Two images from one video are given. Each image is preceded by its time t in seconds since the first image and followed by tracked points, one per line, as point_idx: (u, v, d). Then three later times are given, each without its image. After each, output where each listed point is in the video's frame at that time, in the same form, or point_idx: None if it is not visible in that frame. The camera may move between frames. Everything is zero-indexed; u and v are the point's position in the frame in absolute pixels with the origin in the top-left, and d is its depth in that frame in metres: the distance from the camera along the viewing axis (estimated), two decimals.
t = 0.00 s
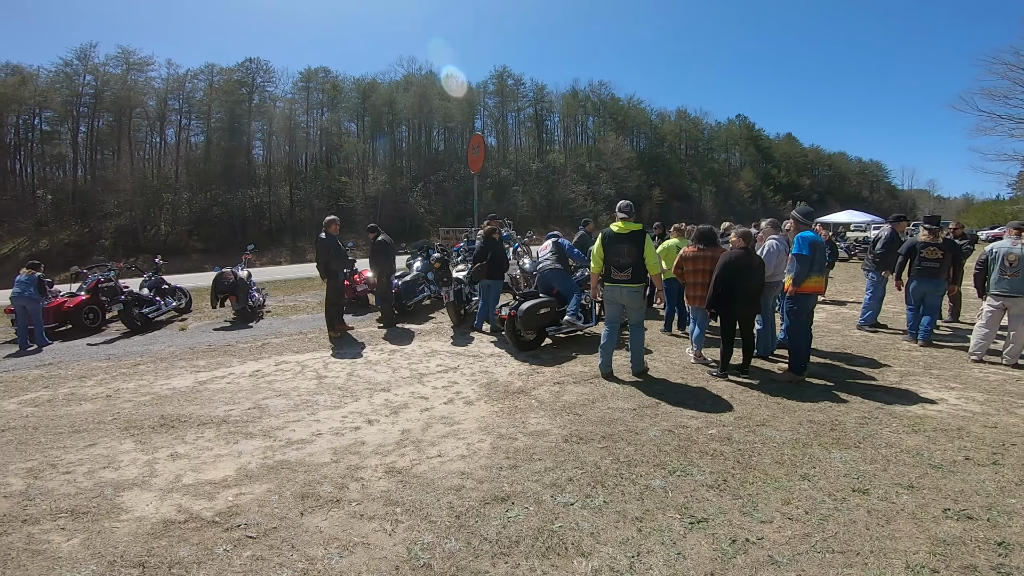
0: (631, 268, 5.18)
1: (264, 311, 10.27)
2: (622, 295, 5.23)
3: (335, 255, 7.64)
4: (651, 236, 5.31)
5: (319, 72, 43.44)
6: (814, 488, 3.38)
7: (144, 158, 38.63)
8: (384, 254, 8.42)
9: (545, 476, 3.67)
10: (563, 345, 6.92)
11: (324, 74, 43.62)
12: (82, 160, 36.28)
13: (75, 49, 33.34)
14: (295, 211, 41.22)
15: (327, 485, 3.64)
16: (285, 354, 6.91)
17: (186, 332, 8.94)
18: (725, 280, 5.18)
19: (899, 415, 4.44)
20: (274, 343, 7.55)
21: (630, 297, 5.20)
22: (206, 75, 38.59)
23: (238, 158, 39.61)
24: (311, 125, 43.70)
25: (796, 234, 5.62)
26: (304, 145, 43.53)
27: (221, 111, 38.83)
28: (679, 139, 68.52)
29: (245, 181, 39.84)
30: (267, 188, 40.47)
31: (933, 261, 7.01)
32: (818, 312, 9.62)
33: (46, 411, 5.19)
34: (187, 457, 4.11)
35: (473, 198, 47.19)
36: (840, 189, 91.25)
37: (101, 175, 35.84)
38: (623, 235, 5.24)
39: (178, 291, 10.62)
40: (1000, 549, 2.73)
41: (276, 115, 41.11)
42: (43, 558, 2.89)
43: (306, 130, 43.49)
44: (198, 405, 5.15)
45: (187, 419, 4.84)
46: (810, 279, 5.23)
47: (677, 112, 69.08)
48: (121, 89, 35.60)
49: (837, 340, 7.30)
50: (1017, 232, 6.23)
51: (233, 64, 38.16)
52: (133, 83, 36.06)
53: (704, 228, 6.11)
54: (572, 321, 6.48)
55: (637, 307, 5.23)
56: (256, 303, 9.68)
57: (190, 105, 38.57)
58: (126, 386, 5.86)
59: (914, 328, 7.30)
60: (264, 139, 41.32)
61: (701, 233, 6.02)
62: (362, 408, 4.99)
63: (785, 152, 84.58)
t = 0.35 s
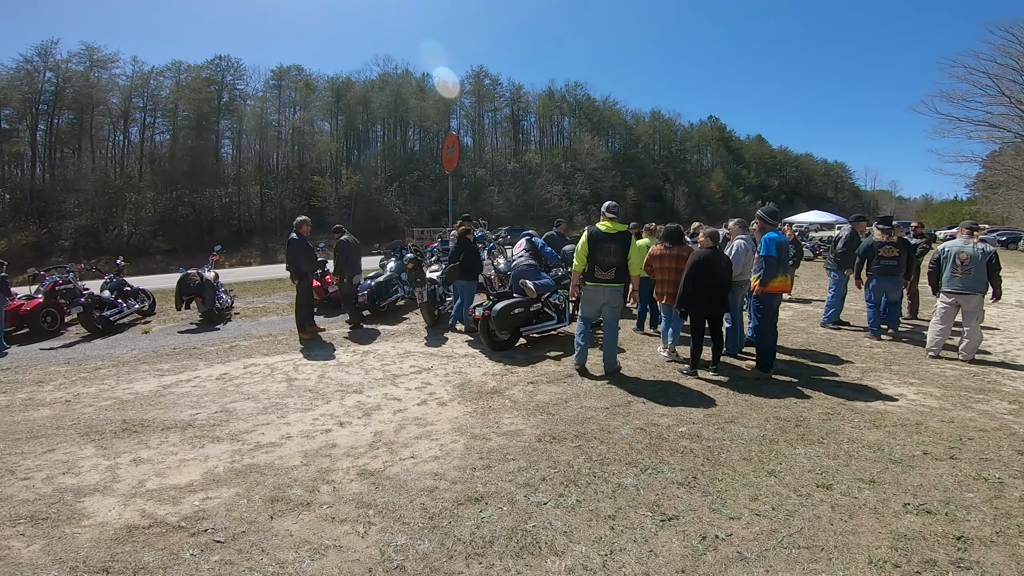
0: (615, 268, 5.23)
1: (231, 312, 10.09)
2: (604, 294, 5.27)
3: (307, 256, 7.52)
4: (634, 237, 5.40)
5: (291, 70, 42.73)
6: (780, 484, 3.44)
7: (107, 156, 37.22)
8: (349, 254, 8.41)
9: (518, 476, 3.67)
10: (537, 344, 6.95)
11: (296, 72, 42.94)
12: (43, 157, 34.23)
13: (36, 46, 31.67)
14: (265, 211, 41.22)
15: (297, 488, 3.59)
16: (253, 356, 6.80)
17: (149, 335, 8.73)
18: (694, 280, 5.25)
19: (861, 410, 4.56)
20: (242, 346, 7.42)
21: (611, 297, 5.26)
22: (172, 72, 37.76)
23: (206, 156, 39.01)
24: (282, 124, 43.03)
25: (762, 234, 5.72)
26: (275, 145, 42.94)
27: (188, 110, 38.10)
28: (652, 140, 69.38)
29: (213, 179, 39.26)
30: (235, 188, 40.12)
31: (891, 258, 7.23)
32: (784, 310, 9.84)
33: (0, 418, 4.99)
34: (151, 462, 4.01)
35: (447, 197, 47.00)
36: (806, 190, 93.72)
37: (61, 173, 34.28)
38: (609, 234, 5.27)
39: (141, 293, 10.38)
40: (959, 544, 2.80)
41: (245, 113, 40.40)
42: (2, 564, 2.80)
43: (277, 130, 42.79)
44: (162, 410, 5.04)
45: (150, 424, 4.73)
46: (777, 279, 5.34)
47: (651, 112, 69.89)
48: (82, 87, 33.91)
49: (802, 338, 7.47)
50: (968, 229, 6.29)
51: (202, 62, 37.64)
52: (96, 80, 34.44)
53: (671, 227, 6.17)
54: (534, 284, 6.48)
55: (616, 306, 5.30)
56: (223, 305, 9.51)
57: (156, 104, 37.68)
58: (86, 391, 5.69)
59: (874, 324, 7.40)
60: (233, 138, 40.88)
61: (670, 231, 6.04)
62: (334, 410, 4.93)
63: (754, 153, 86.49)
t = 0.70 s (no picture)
0: (592, 266, 5.25)
1: (204, 312, 9.94)
2: (581, 293, 5.29)
3: (282, 254, 7.48)
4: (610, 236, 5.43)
5: (270, 66, 42.42)
6: (751, 482, 3.48)
7: (74, 153, 35.77)
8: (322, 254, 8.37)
9: (493, 475, 3.68)
10: (515, 343, 6.96)
11: (274, 68, 42.66)
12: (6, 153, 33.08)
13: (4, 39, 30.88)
14: (241, 210, 40.33)
15: (268, 489, 3.56)
16: (226, 356, 6.74)
17: (118, 335, 8.60)
18: (669, 279, 5.30)
19: (829, 408, 4.63)
20: (215, 346, 7.35)
21: (588, 295, 5.30)
22: (144, 67, 36.72)
23: (180, 150, 37.62)
24: (260, 121, 42.47)
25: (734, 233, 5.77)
26: (252, 141, 42.25)
27: (161, 106, 37.05)
28: (633, 139, 69.92)
29: (184, 176, 37.82)
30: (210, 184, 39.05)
31: (862, 257, 7.38)
32: (757, 308, 9.99)
33: None
34: (117, 464, 3.95)
35: (428, 196, 46.62)
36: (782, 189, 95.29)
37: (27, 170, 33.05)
38: (585, 233, 5.30)
39: (110, 292, 10.23)
40: (921, 540, 2.85)
41: (222, 110, 39.56)
42: None
43: (254, 125, 42.09)
44: (129, 411, 4.97)
45: (117, 425, 4.66)
46: (748, 278, 5.41)
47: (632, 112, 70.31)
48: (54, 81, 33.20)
49: (775, 335, 7.58)
50: (932, 229, 6.39)
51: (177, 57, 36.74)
52: (68, 75, 33.81)
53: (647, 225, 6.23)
54: (496, 280, 6.57)
55: (593, 304, 5.33)
56: (195, 304, 9.41)
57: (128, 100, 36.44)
58: (50, 393, 5.58)
59: (844, 322, 7.50)
60: (209, 135, 39.77)
61: (645, 230, 6.07)
62: (307, 410, 4.90)
63: (732, 153, 87.62)
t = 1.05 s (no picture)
0: (562, 262, 5.28)
1: (169, 311, 9.77)
2: (553, 289, 5.32)
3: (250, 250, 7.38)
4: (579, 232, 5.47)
5: (241, 61, 42.01)
6: (717, 476, 3.53)
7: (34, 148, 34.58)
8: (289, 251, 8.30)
9: (463, 472, 3.68)
10: (489, 339, 6.98)
11: (247, 63, 42.23)
12: None
13: None
14: (211, 205, 39.55)
15: (233, 489, 3.52)
16: (192, 355, 6.65)
17: (78, 334, 8.42)
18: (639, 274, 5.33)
19: (794, 402, 4.71)
20: (180, 344, 7.24)
21: (560, 290, 5.32)
22: (109, 61, 36.01)
23: (146, 146, 37.02)
24: (231, 116, 41.87)
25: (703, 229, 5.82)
26: (223, 136, 41.56)
27: (127, 100, 36.36)
28: (609, 137, 70.47)
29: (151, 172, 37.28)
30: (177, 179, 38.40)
31: (836, 255, 7.53)
32: (727, 303, 10.13)
33: None
34: (76, 465, 3.88)
35: (403, 192, 46.19)
36: (753, 187, 97.11)
37: None
38: (555, 230, 5.32)
39: (70, 291, 9.99)
40: (880, 534, 2.91)
41: (190, 105, 39.12)
42: None
43: (224, 120, 41.37)
44: (89, 412, 4.87)
45: (76, 426, 4.56)
46: (716, 274, 5.46)
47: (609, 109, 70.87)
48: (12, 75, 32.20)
49: (744, 330, 7.71)
50: (892, 225, 6.61)
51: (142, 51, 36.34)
52: (26, 68, 32.90)
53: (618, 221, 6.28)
54: (461, 275, 6.60)
55: (565, 300, 5.36)
56: (160, 302, 9.26)
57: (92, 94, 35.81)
58: (6, 394, 5.45)
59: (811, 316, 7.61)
60: (176, 129, 39.26)
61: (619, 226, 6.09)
62: (274, 409, 4.86)
63: (706, 151, 88.75)
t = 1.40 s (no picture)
0: (525, 258, 5.29)
1: (116, 312, 9.39)
2: (516, 285, 5.33)
3: (201, 248, 7.18)
4: (542, 228, 5.48)
5: (197, 55, 40.72)
6: (680, 468, 3.60)
7: None
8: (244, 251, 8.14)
9: (428, 472, 3.65)
10: (453, 336, 6.96)
11: (202, 57, 40.97)
12: None
13: None
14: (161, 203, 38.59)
15: (189, 494, 3.42)
16: (142, 358, 6.43)
17: (16, 339, 8.03)
18: (601, 270, 5.37)
19: (752, 393, 4.83)
20: (128, 348, 6.99)
21: (523, 285, 5.33)
22: (54, 55, 34.50)
23: (93, 142, 35.53)
24: (184, 112, 40.53)
25: (663, 225, 5.92)
26: (175, 132, 40.19)
27: (72, 95, 34.74)
28: (575, 134, 70.95)
29: (97, 168, 35.82)
30: (126, 176, 36.96)
31: (797, 250, 7.73)
32: (688, 298, 10.34)
33: None
34: (18, 473, 3.71)
35: (367, 188, 45.24)
36: (714, 183, 99.50)
37: None
38: (517, 226, 5.33)
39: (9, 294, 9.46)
40: (836, 523, 3.01)
41: (140, 101, 37.64)
42: None
43: (177, 117, 40.16)
44: (31, 419, 4.65)
45: (17, 434, 4.35)
46: (675, 270, 5.57)
47: (575, 107, 71.47)
48: None
49: (703, 323, 7.89)
50: (841, 221, 6.76)
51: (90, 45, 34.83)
52: None
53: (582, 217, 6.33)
54: (422, 273, 6.57)
55: (528, 296, 5.38)
56: (107, 305, 8.92)
57: (35, 89, 34.02)
58: None
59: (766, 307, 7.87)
60: (125, 125, 37.50)
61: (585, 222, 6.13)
62: (231, 412, 4.73)
63: (669, 148, 90.27)
